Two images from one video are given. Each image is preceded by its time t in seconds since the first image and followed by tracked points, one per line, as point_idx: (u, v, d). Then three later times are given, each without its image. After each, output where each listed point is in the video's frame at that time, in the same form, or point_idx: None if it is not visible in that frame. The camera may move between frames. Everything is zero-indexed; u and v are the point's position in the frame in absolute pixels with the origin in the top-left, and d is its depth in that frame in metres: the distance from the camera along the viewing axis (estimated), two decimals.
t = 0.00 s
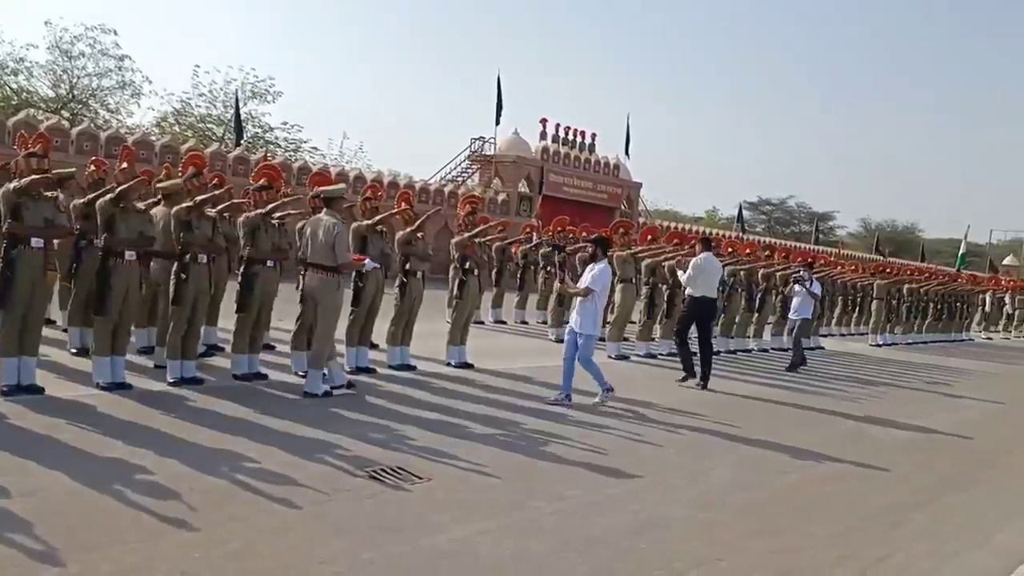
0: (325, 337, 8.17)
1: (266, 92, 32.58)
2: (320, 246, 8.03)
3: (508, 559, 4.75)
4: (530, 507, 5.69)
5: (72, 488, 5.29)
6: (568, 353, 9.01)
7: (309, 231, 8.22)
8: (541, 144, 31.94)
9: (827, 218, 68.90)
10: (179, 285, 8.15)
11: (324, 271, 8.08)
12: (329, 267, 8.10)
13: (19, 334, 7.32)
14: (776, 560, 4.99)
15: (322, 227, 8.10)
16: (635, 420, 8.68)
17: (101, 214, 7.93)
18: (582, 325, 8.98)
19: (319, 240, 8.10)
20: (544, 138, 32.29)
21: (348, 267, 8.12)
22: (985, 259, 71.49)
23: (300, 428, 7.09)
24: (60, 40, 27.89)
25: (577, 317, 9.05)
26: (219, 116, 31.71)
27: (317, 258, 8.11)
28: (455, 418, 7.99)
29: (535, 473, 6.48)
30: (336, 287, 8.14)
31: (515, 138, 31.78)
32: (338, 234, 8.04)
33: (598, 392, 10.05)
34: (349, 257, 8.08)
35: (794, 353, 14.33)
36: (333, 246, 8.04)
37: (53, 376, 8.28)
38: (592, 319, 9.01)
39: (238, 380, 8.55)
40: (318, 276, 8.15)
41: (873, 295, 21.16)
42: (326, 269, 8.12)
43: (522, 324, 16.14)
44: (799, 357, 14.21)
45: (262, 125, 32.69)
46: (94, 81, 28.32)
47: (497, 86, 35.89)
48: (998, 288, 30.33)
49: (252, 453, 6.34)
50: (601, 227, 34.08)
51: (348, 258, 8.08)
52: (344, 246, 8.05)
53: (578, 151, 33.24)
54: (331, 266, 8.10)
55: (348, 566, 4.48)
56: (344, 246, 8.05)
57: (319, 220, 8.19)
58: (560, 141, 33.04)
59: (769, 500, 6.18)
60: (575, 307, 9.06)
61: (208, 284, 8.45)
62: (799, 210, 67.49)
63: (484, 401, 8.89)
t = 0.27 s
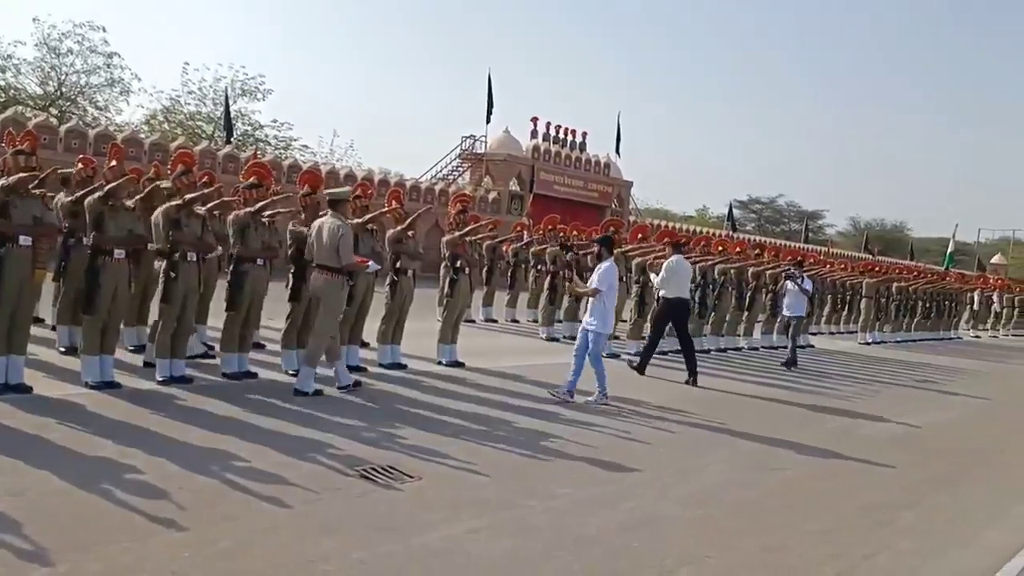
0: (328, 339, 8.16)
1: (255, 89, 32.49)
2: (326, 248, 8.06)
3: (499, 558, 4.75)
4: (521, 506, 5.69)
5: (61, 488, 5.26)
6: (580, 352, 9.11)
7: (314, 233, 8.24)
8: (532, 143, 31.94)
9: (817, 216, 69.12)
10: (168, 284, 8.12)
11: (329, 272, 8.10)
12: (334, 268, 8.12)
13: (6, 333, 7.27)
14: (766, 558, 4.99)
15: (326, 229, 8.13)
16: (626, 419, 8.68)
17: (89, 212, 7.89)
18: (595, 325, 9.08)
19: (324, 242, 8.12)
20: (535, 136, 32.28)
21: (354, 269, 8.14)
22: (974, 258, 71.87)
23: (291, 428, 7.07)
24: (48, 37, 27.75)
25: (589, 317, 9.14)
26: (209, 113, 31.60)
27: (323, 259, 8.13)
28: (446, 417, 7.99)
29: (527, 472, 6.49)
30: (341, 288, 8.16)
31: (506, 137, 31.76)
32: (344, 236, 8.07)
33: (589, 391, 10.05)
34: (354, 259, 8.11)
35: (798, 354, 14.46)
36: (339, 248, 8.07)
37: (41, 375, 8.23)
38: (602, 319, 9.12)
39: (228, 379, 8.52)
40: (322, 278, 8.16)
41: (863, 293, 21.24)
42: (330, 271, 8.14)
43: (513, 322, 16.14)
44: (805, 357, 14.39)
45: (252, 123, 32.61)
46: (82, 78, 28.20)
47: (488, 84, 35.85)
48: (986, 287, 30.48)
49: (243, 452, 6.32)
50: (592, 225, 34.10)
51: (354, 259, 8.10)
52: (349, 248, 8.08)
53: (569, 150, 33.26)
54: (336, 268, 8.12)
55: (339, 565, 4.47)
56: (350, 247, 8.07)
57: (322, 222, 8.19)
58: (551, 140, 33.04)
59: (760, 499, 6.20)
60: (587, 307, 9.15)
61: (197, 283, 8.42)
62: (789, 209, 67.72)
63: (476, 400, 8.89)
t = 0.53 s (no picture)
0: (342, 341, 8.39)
1: (248, 88, 32.40)
2: (339, 254, 8.33)
3: (493, 557, 4.74)
4: (515, 505, 5.68)
5: (53, 488, 5.23)
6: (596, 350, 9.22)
7: (327, 240, 8.51)
8: (525, 142, 31.94)
9: (810, 215, 69.26)
10: (161, 283, 8.08)
11: (342, 277, 8.37)
12: (347, 273, 8.39)
13: None
14: (760, 557, 4.99)
15: (339, 236, 8.40)
16: (620, 418, 8.68)
17: (81, 211, 7.86)
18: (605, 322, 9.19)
19: (337, 248, 8.39)
20: (528, 136, 32.27)
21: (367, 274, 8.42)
22: (966, 256, 72.09)
23: (284, 427, 7.05)
24: (40, 35, 27.64)
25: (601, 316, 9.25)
26: (201, 112, 31.52)
27: (337, 265, 8.40)
28: (440, 417, 7.97)
29: (521, 471, 6.47)
30: (354, 293, 8.42)
31: (500, 136, 31.75)
32: (357, 242, 8.35)
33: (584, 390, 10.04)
34: (367, 265, 8.40)
35: (796, 351, 14.50)
36: (352, 254, 8.35)
37: (33, 376, 8.19)
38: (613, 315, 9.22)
39: (221, 378, 8.49)
40: (336, 283, 8.41)
41: (856, 292, 21.30)
42: (344, 276, 8.40)
43: (507, 322, 16.13)
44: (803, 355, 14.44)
45: (245, 122, 32.53)
46: (74, 77, 28.09)
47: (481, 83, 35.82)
48: (979, 285, 30.57)
49: (236, 452, 6.29)
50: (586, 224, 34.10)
51: (367, 264, 8.39)
52: (362, 253, 8.37)
53: (562, 149, 33.26)
54: (350, 273, 8.40)
55: (333, 565, 4.45)
56: (363, 253, 8.36)
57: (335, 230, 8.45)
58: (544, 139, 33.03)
59: (754, 497, 6.20)
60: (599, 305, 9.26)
61: (190, 282, 8.38)
62: (782, 208, 67.88)
63: (470, 400, 8.87)
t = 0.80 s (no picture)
0: (363, 333, 8.72)
1: (241, 88, 32.35)
2: (350, 249, 8.58)
3: (486, 557, 4.74)
4: (508, 505, 5.68)
5: (45, 489, 5.22)
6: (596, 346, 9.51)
7: (340, 237, 8.76)
8: (519, 142, 31.95)
9: (803, 214, 69.40)
10: (154, 283, 8.07)
11: (355, 272, 8.62)
12: (359, 268, 8.64)
13: None
14: (753, 556, 5.00)
15: (350, 232, 8.63)
16: (613, 417, 8.69)
17: (73, 211, 7.83)
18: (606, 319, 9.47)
19: (349, 244, 8.63)
20: (522, 135, 32.28)
21: (378, 268, 8.65)
22: (959, 256, 72.30)
23: (277, 428, 7.04)
24: (32, 35, 27.55)
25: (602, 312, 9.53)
26: (194, 112, 31.46)
27: (349, 260, 8.65)
28: (434, 416, 7.97)
29: (514, 471, 6.48)
30: (368, 286, 8.69)
31: (493, 136, 31.76)
32: (365, 237, 8.56)
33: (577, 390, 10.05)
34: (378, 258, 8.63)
35: (790, 350, 14.55)
36: (363, 248, 8.59)
37: (26, 376, 8.16)
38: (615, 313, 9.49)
39: (214, 379, 8.47)
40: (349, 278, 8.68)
41: (849, 291, 21.36)
42: (357, 271, 8.65)
43: (501, 322, 16.14)
44: (798, 353, 14.49)
45: (238, 122, 32.48)
46: (66, 76, 28.01)
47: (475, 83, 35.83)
48: (971, 285, 30.67)
49: (229, 452, 6.28)
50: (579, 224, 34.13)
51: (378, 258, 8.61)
52: (372, 248, 8.58)
53: (556, 149, 33.28)
54: (362, 268, 8.64)
55: (325, 566, 4.45)
56: (372, 248, 8.57)
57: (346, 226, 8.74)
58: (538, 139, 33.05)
59: (746, 497, 6.21)
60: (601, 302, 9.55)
61: (182, 282, 8.36)
62: (776, 207, 68.00)
63: (464, 400, 8.87)
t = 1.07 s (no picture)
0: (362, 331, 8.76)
1: (231, 88, 32.26)
2: (352, 249, 8.51)
3: (477, 557, 4.74)
4: (498, 505, 5.67)
5: (33, 491, 5.19)
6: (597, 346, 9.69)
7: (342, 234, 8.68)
8: (510, 142, 31.95)
9: (794, 214, 69.59)
10: (142, 284, 8.03)
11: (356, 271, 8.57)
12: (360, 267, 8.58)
13: None
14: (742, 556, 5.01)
15: (352, 230, 8.55)
16: (604, 417, 8.69)
17: (62, 211, 7.78)
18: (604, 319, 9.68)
19: (351, 242, 8.56)
20: (513, 136, 32.28)
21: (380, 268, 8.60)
22: (948, 256, 72.59)
23: (267, 428, 7.02)
24: (20, 35, 27.43)
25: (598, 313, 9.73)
26: (184, 112, 31.37)
27: (350, 258, 8.59)
28: (424, 417, 7.96)
29: (505, 471, 6.47)
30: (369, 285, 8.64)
31: (485, 136, 31.75)
32: (368, 237, 8.48)
33: (568, 390, 10.05)
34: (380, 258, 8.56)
35: (781, 350, 14.59)
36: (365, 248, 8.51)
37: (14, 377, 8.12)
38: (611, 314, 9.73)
39: (204, 379, 8.44)
40: (350, 276, 8.64)
41: (839, 291, 21.42)
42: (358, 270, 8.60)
43: (492, 322, 16.13)
44: (789, 353, 14.54)
45: (228, 122, 32.40)
46: (55, 76, 27.90)
47: (466, 84, 35.81)
48: (961, 285, 30.78)
49: (218, 453, 6.26)
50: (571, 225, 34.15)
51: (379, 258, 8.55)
52: (373, 248, 8.51)
53: (547, 149, 33.29)
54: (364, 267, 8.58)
55: (314, 566, 4.44)
56: (374, 247, 8.50)
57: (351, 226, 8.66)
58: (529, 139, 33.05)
59: (736, 496, 6.22)
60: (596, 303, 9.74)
61: (172, 283, 8.33)
62: (766, 207, 68.18)
63: (455, 400, 8.86)
